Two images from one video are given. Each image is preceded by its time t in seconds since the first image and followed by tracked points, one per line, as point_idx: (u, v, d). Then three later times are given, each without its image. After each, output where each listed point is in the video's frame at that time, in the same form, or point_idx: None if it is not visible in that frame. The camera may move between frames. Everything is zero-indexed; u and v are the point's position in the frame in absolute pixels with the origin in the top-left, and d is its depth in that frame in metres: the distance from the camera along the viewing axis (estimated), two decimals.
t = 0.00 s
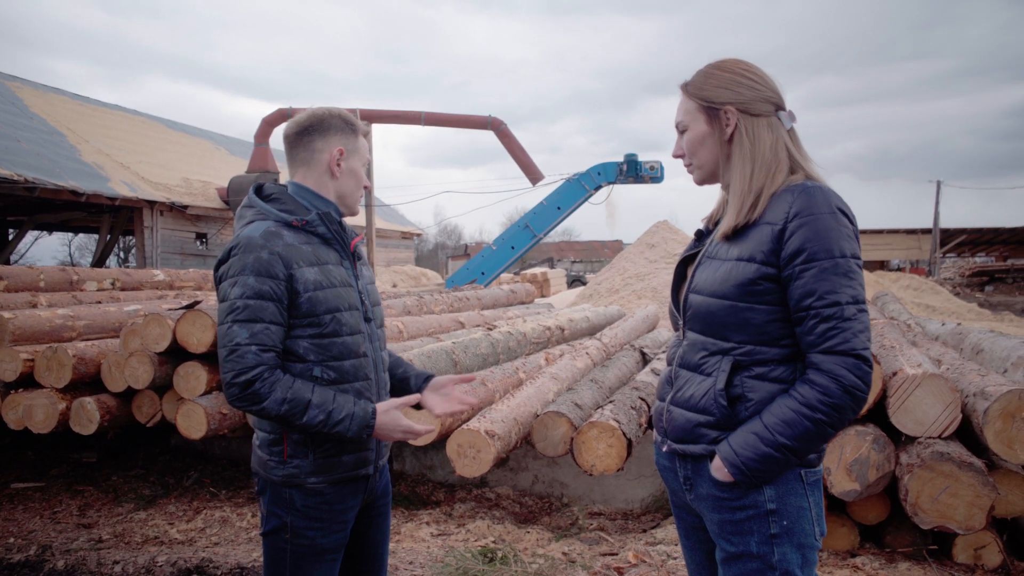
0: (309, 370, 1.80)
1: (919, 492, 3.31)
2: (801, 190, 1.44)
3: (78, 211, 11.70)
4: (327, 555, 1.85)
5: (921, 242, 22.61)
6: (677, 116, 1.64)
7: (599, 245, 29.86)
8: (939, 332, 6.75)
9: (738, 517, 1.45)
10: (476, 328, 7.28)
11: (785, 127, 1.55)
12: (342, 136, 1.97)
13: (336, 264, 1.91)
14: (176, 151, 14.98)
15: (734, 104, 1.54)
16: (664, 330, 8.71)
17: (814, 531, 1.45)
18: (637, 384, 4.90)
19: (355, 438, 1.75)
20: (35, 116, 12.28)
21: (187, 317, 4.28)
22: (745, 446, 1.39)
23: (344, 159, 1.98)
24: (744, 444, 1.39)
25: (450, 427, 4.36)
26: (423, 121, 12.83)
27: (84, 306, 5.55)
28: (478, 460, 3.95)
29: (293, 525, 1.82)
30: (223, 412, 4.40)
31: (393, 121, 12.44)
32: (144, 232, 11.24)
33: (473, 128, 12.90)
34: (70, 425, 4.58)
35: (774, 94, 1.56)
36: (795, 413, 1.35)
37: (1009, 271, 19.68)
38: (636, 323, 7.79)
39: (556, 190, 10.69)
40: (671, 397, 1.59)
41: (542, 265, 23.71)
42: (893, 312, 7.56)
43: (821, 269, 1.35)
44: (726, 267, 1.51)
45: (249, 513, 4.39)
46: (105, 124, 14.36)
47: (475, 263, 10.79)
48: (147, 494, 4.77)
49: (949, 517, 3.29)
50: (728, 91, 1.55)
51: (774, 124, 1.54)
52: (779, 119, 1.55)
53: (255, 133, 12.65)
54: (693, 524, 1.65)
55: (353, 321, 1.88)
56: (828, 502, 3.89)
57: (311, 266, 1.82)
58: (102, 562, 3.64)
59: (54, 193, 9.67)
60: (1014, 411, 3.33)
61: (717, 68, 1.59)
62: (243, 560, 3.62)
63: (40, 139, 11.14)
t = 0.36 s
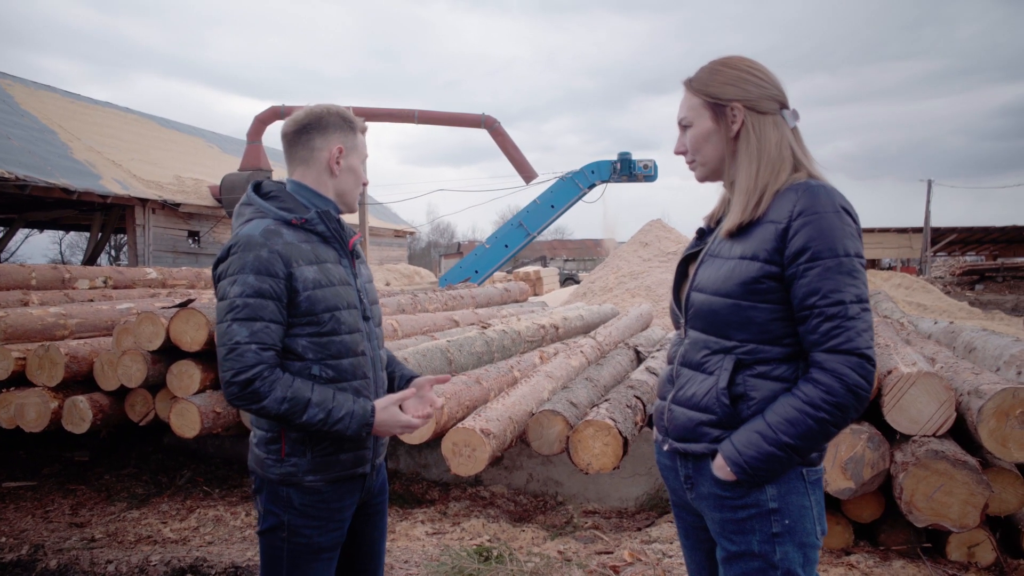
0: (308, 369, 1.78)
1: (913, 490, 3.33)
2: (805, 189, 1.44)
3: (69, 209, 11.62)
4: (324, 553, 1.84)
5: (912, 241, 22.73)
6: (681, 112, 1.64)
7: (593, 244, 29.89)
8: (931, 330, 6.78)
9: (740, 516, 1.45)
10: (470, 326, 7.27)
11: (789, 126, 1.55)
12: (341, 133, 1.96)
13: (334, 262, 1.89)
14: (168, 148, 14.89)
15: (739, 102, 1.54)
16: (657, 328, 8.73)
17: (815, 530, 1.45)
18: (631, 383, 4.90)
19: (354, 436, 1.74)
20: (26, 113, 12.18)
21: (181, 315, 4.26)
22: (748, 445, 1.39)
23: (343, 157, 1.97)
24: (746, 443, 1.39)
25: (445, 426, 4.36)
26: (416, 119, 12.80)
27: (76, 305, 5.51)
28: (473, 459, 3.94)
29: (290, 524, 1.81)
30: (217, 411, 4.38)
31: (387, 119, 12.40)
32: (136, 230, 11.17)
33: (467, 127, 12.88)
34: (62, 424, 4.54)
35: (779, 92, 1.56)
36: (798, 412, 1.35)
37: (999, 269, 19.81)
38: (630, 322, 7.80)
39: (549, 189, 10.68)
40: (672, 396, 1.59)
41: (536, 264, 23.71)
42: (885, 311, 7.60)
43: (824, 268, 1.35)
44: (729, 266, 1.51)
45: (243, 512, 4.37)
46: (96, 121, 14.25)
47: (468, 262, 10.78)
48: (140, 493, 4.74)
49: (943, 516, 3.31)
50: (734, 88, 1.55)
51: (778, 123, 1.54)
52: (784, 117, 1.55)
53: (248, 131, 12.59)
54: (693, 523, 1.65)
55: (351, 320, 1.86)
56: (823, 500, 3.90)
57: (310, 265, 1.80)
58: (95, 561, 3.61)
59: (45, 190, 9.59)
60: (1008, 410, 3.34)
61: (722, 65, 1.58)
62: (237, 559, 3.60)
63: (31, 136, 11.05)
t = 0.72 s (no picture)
0: (306, 370, 1.77)
1: (911, 492, 3.33)
2: (808, 190, 1.44)
3: (63, 208, 11.55)
4: (323, 555, 1.82)
5: (906, 243, 22.81)
6: (684, 113, 1.63)
7: (588, 244, 29.92)
8: (927, 332, 6.80)
9: (743, 519, 1.44)
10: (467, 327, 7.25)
11: (792, 128, 1.55)
12: (339, 133, 1.94)
13: (333, 263, 1.87)
14: (163, 147, 14.83)
15: (743, 103, 1.53)
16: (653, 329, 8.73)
17: (818, 532, 1.45)
18: (628, 384, 4.89)
19: (352, 437, 1.73)
20: (19, 112, 12.11)
21: (177, 315, 4.24)
22: (751, 447, 1.38)
23: (341, 157, 1.95)
24: (750, 445, 1.39)
25: (441, 427, 4.34)
26: (412, 119, 12.77)
27: (70, 304, 5.47)
28: (470, 461, 3.93)
29: (288, 525, 1.79)
30: (213, 412, 4.35)
31: (383, 119, 12.38)
32: (130, 229, 11.12)
33: (463, 127, 12.87)
34: (56, 425, 4.51)
35: (782, 93, 1.55)
36: (802, 414, 1.35)
37: (992, 271, 19.89)
38: (626, 323, 7.79)
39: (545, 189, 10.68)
40: (675, 398, 1.58)
41: (531, 264, 23.71)
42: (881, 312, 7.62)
43: (828, 269, 1.35)
44: (732, 267, 1.50)
45: (238, 514, 4.34)
46: (90, 120, 14.18)
47: (464, 262, 10.77)
48: (134, 494, 4.71)
49: (940, 517, 3.31)
50: (738, 89, 1.54)
51: (782, 124, 1.53)
52: (787, 118, 1.55)
53: (243, 130, 12.55)
54: (695, 526, 1.64)
55: (349, 320, 1.84)
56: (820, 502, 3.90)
57: (308, 265, 1.78)
58: (89, 563, 3.59)
59: (39, 189, 9.52)
60: (1005, 412, 3.35)
61: (726, 66, 1.58)
62: (233, 560, 3.58)
63: (24, 135, 10.98)
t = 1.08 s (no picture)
0: (303, 371, 1.75)
1: (909, 495, 3.33)
2: (813, 193, 1.44)
3: (59, 209, 11.52)
4: (322, 560, 1.81)
5: (901, 246, 22.88)
6: (687, 117, 1.62)
7: (585, 247, 29.98)
8: (924, 335, 6.81)
9: (747, 523, 1.44)
10: (464, 329, 7.25)
11: (797, 131, 1.55)
12: (298, 134, 1.87)
13: (331, 264, 1.85)
14: (160, 149, 14.81)
15: (748, 106, 1.53)
16: (649, 332, 8.73)
17: (822, 536, 1.45)
18: (626, 387, 4.89)
19: (349, 439, 1.70)
20: (16, 112, 12.09)
21: (173, 316, 4.23)
22: (756, 451, 1.38)
23: (301, 158, 1.88)
24: (755, 449, 1.38)
25: (439, 429, 4.33)
26: (409, 121, 12.77)
27: (66, 305, 5.45)
28: (468, 463, 3.92)
29: (286, 529, 1.78)
30: (210, 413, 4.33)
31: (380, 121, 12.38)
32: (127, 230, 11.09)
33: (461, 129, 12.87)
34: (53, 426, 4.48)
35: (786, 97, 1.56)
36: (807, 418, 1.34)
37: (986, 274, 19.96)
38: (623, 325, 7.80)
39: (542, 192, 10.68)
40: (678, 402, 1.58)
41: (527, 266, 23.73)
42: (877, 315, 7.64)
43: (833, 273, 1.34)
44: (736, 271, 1.50)
45: (235, 516, 4.33)
46: (87, 121, 14.15)
47: (461, 264, 10.77)
48: (130, 495, 4.69)
49: (938, 520, 3.31)
50: (742, 92, 1.54)
51: (786, 127, 1.54)
52: (791, 121, 1.55)
53: (241, 131, 12.54)
54: (699, 530, 1.64)
55: (348, 322, 1.82)
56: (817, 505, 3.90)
57: (305, 266, 1.77)
58: (85, 565, 3.57)
59: (36, 190, 9.49)
60: (1003, 415, 3.36)
61: (729, 69, 1.58)
62: (230, 563, 3.56)
63: (21, 135, 10.95)
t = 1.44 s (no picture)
0: (288, 375, 1.70)
1: (906, 499, 3.34)
2: (816, 199, 1.44)
3: (52, 213, 11.46)
4: (308, 569, 1.75)
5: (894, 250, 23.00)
6: (690, 122, 1.63)
7: (579, 251, 30.05)
8: (918, 339, 6.85)
9: (752, 528, 1.44)
10: (459, 333, 7.24)
11: (800, 137, 1.56)
12: (261, 152, 1.88)
13: (322, 267, 1.79)
14: (153, 152, 14.76)
15: (752, 111, 1.54)
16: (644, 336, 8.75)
17: (826, 542, 1.45)
18: (623, 391, 4.89)
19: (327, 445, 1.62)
20: (9, 115, 12.03)
21: (168, 321, 4.21)
22: (760, 456, 1.38)
23: (270, 175, 1.89)
24: (759, 453, 1.38)
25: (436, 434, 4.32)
26: (404, 125, 12.78)
27: (60, 309, 5.41)
28: (464, 468, 3.90)
29: (272, 536, 1.74)
30: (205, 418, 4.31)
31: (375, 125, 12.38)
32: (120, 234, 11.05)
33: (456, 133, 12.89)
34: (46, 431, 4.45)
35: (790, 102, 1.56)
36: (812, 422, 1.35)
37: (978, 278, 20.08)
38: (618, 330, 7.80)
39: (537, 196, 10.70)
40: (682, 407, 1.58)
41: (522, 270, 23.76)
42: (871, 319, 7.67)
43: (838, 278, 1.35)
44: (740, 276, 1.50)
45: (230, 521, 4.30)
46: (81, 124, 14.10)
47: (456, 268, 10.77)
48: (124, 501, 4.66)
49: (935, 525, 3.32)
50: (746, 98, 1.54)
51: (790, 133, 1.55)
52: (794, 127, 1.56)
53: (235, 135, 12.52)
54: (702, 536, 1.63)
55: (336, 326, 1.75)
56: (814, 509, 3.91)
57: (290, 269, 1.72)
58: (79, 571, 3.54)
59: (29, 194, 9.44)
60: (999, 419, 3.37)
61: (733, 74, 1.58)
62: (225, 569, 3.54)
63: (14, 138, 10.90)
